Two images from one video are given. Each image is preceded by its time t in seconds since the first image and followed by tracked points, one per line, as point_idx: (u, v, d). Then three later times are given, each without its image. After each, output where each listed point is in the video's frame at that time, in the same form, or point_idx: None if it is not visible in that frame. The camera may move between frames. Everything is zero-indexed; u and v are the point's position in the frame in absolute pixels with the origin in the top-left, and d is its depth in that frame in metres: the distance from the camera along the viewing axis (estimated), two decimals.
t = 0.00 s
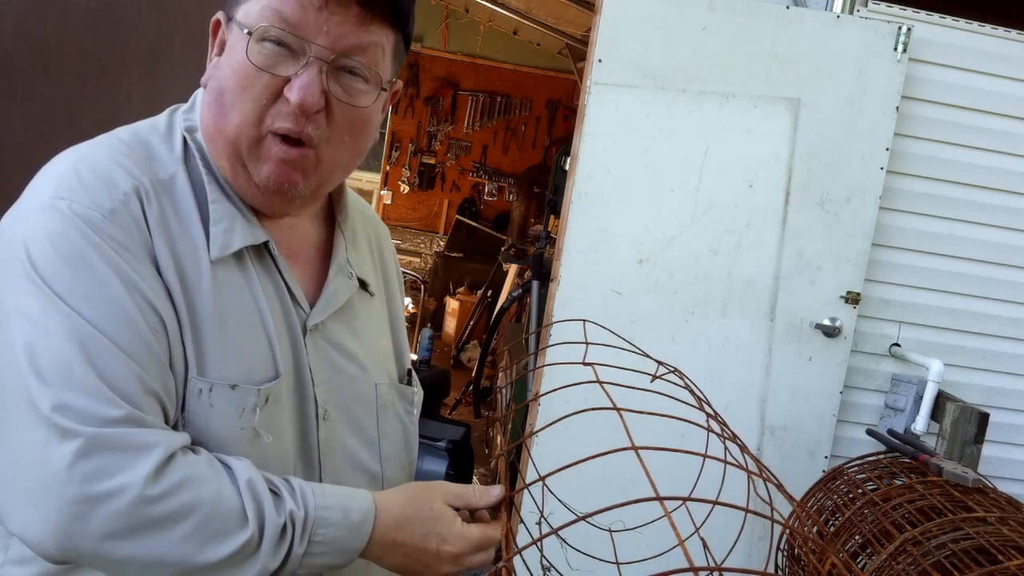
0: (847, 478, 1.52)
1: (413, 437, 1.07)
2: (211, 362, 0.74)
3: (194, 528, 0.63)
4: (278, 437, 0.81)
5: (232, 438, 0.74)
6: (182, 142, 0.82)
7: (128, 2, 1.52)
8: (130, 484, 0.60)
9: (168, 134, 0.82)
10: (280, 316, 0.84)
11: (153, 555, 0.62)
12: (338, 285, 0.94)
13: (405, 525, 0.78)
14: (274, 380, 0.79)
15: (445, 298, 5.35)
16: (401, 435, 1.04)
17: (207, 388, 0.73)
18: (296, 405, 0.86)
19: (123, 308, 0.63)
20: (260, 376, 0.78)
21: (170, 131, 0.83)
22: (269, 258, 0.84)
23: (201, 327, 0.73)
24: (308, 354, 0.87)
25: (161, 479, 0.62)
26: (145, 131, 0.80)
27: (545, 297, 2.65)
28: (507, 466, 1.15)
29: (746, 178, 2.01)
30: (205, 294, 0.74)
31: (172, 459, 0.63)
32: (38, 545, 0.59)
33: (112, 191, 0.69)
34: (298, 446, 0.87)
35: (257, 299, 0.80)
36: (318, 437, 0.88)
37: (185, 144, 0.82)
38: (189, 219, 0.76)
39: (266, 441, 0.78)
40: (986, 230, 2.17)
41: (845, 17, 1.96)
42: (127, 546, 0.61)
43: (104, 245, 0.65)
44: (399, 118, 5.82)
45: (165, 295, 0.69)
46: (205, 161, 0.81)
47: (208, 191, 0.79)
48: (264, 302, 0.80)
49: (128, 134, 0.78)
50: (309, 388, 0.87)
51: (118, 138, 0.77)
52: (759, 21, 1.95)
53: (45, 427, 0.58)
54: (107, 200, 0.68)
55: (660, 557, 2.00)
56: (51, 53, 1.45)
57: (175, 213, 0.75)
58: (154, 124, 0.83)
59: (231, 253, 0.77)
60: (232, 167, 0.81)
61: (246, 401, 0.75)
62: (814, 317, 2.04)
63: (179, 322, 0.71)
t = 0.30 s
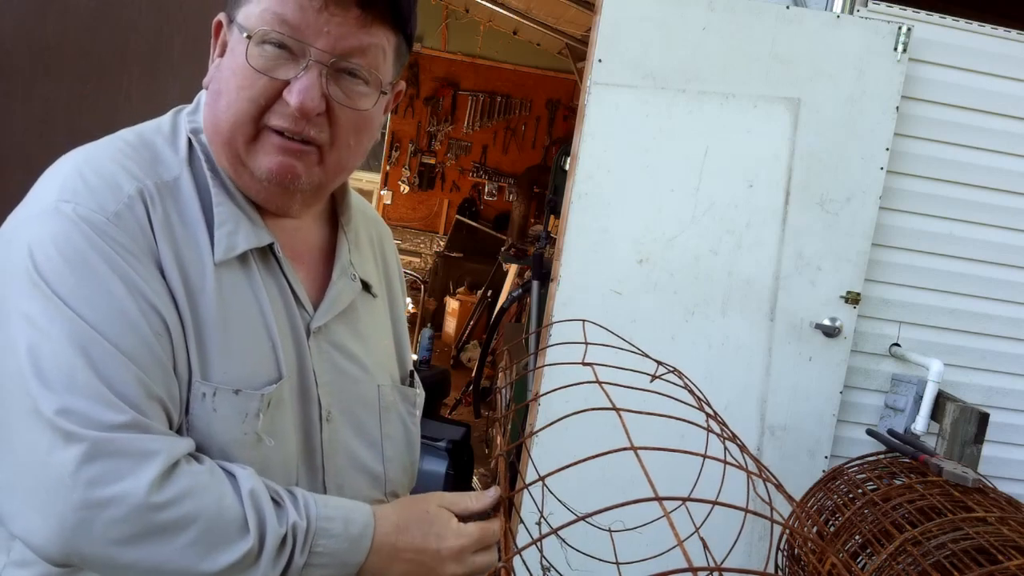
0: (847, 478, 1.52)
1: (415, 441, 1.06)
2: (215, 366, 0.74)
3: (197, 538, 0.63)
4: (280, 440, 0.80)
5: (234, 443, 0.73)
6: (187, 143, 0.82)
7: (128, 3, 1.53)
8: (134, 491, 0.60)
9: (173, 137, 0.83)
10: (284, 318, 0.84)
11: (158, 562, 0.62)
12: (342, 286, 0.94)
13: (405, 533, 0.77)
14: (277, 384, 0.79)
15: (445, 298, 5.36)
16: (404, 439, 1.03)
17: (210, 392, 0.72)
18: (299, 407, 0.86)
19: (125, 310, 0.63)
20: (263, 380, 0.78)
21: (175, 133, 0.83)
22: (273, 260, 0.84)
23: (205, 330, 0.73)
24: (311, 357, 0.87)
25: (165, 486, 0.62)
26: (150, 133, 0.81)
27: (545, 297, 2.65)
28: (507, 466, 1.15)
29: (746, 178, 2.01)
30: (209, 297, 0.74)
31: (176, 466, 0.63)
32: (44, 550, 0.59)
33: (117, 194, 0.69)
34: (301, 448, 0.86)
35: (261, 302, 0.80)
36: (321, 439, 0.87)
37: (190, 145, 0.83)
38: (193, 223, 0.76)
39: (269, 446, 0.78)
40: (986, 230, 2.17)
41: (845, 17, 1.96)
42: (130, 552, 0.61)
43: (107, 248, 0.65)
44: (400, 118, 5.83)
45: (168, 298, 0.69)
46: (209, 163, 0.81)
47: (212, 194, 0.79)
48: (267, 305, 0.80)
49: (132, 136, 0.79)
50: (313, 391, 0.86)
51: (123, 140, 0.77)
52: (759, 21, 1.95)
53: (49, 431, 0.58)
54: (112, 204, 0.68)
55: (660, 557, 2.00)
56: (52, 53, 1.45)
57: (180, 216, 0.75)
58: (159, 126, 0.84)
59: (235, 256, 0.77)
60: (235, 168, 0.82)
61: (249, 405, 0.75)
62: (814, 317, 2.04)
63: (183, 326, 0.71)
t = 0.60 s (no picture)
0: (847, 478, 1.52)
1: (417, 441, 1.06)
2: (220, 369, 0.74)
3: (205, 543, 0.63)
4: (284, 441, 0.80)
5: (240, 445, 0.74)
6: (191, 144, 0.82)
7: (128, 3, 1.53)
8: (141, 494, 0.60)
9: (176, 138, 0.83)
10: (287, 320, 0.84)
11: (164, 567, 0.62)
12: (345, 287, 0.94)
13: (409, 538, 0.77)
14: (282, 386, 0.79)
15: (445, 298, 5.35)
16: (407, 439, 1.03)
17: (216, 395, 0.72)
18: (303, 409, 0.86)
19: (130, 313, 0.63)
20: (268, 382, 0.78)
21: (178, 134, 0.83)
22: (276, 261, 0.84)
23: (210, 332, 0.73)
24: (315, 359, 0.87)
25: (173, 490, 0.62)
26: (153, 135, 0.81)
27: (545, 297, 2.65)
28: (507, 466, 1.15)
29: (746, 178, 2.02)
30: (214, 299, 0.74)
31: (183, 470, 0.63)
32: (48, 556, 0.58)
33: (122, 197, 0.69)
34: (306, 450, 0.87)
35: (266, 304, 0.80)
36: (325, 440, 0.88)
37: (193, 146, 0.83)
38: (199, 224, 0.76)
39: (274, 448, 0.78)
40: (986, 230, 2.17)
41: (845, 17, 1.96)
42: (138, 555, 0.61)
43: (111, 250, 0.65)
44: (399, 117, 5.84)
45: (173, 301, 0.69)
46: (213, 164, 0.82)
47: (217, 196, 0.79)
48: (271, 307, 0.80)
49: (136, 138, 0.79)
50: (318, 392, 0.87)
51: (126, 142, 0.77)
52: (759, 21, 1.95)
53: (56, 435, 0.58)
54: (117, 207, 0.68)
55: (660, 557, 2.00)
56: (52, 53, 1.45)
57: (185, 218, 0.75)
58: (162, 127, 0.84)
59: (241, 258, 0.77)
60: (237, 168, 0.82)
61: (254, 407, 0.75)
62: (814, 317, 2.04)
63: (188, 328, 0.71)
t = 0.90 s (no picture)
0: (847, 478, 1.52)
1: (419, 436, 1.06)
2: (216, 369, 0.74)
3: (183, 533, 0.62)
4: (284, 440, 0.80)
5: (236, 446, 0.73)
6: (192, 143, 0.83)
7: (128, 3, 1.53)
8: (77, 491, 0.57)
9: (178, 139, 0.83)
10: (289, 319, 0.84)
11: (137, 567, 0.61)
12: (344, 284, 0.94)
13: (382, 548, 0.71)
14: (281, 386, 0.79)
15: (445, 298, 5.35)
16: (409, 435, 1.03)
17: (211, 395, 0.73)
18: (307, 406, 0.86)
19: (114, 324, 0.63)
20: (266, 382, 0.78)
21: (179, 134, 0.84)
22: (278, 259, 0.85)
23: (206, 334, 0.74)
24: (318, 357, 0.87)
25: (112, 484, 0.59)
26: (155, 135, 0.81)
27: (545, 297, 2.65)
28: (507, 466, 1.15)
29: (746, 178, 2.01)
30: (210, 300, 0.74)
31: (130, 459, 0.61)
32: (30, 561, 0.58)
33: (118, 197, 0.69)
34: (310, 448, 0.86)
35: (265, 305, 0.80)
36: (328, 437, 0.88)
37: (195, 146, 0.83)
38: (196, 226, 0.76)
39: (271, 446, 0.78)
40: (986, 230, 2.17)
41: (845, 17, 1.96)
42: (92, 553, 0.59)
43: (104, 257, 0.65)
44: (400, 118, 5.84)
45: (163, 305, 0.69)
46: (215, 164, 0.82)
47: (219, 196, 0.80)
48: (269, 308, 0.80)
49: (138, 139, 0.79)
50: (320, 391, 0.86)
51: (128, 143, 0.78)
52: (759, 21, 1.95)
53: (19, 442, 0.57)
54: (112, 206, 0.68)
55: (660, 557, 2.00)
56: (51, 53, 1.45)
57: (183, 219, 0.76)
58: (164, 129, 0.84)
59: (241, 259, 0.77)
60: (250, 169, 0.82)
61: (250, 406, 0.75)
62: (814, 317, 2.04)
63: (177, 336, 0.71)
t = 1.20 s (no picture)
0: (847, 478, 1.52)
1: (425, 424, 1.07)
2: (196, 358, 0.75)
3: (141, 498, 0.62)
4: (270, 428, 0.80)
5: (220, 432, 0.74)
6: (176, 137, 0.83)
7: (128, 2, 1.53)
8: None
9: (163, 136, 0.84)
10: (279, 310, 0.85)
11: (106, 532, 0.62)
12: (338, 274, 0.94)
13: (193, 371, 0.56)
14: (265, 374, 0.80)
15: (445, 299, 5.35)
16: (413, 424, 1.04)
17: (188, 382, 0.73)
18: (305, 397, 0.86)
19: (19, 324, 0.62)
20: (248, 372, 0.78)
21: (164, 130, 0.85)
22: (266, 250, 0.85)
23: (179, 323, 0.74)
24: (313, 346, 0.88)
25: None
26: (142, 131, 0.83)
27: (545, 297, 2.65)
28: (507, 466, 1.15)
29: (745, 178, 2.01)
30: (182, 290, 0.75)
31: None
32: None
33: (83, 186, 0.70)
34: (313, 440, 0.86)
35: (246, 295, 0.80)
36: (330, 428, 0.88)
37: (180, 140, 0.84)
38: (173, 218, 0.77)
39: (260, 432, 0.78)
40: (986, 230, 2.17)
41: (845, 17, 1.96)
42: None
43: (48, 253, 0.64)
44: (400, 118, 5.84)
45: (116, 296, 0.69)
46: (202, 158, 0.83)
47: (205, 188, 0.81)
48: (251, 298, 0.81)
49: (124, 136, 0.80)
50: (317, 380, 0.88)
51: (115, 140, 0.78)
52: (759, 21, 1.95)
53: None
54: (75, 193, 0.69)
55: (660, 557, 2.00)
56: (52, 53, 1.45)
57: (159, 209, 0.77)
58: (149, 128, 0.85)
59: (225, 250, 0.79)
60: (238, 158, 0.81)
61: (231, 393, 0.75)
62: (814, 317, 2.04)
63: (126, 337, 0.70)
